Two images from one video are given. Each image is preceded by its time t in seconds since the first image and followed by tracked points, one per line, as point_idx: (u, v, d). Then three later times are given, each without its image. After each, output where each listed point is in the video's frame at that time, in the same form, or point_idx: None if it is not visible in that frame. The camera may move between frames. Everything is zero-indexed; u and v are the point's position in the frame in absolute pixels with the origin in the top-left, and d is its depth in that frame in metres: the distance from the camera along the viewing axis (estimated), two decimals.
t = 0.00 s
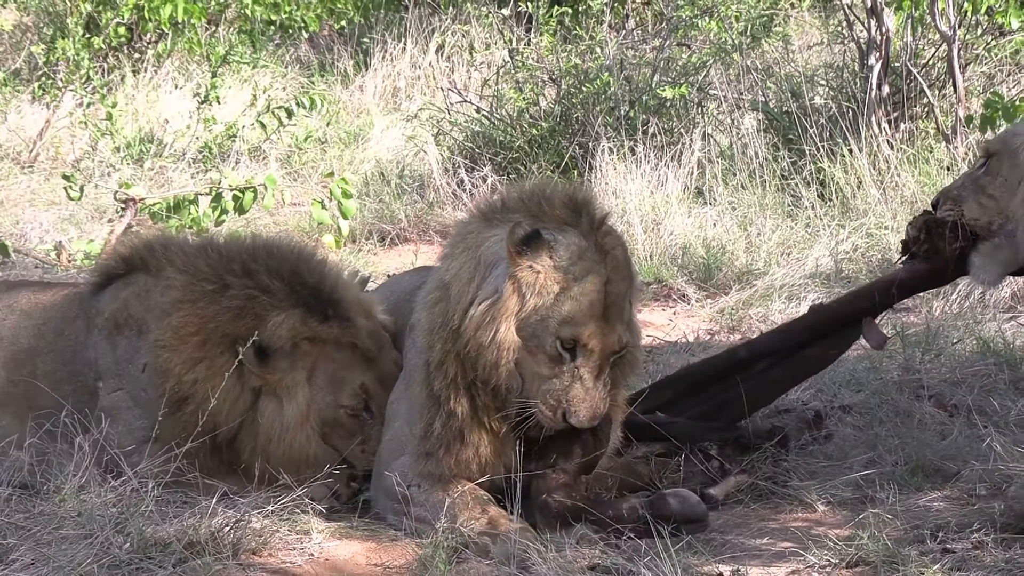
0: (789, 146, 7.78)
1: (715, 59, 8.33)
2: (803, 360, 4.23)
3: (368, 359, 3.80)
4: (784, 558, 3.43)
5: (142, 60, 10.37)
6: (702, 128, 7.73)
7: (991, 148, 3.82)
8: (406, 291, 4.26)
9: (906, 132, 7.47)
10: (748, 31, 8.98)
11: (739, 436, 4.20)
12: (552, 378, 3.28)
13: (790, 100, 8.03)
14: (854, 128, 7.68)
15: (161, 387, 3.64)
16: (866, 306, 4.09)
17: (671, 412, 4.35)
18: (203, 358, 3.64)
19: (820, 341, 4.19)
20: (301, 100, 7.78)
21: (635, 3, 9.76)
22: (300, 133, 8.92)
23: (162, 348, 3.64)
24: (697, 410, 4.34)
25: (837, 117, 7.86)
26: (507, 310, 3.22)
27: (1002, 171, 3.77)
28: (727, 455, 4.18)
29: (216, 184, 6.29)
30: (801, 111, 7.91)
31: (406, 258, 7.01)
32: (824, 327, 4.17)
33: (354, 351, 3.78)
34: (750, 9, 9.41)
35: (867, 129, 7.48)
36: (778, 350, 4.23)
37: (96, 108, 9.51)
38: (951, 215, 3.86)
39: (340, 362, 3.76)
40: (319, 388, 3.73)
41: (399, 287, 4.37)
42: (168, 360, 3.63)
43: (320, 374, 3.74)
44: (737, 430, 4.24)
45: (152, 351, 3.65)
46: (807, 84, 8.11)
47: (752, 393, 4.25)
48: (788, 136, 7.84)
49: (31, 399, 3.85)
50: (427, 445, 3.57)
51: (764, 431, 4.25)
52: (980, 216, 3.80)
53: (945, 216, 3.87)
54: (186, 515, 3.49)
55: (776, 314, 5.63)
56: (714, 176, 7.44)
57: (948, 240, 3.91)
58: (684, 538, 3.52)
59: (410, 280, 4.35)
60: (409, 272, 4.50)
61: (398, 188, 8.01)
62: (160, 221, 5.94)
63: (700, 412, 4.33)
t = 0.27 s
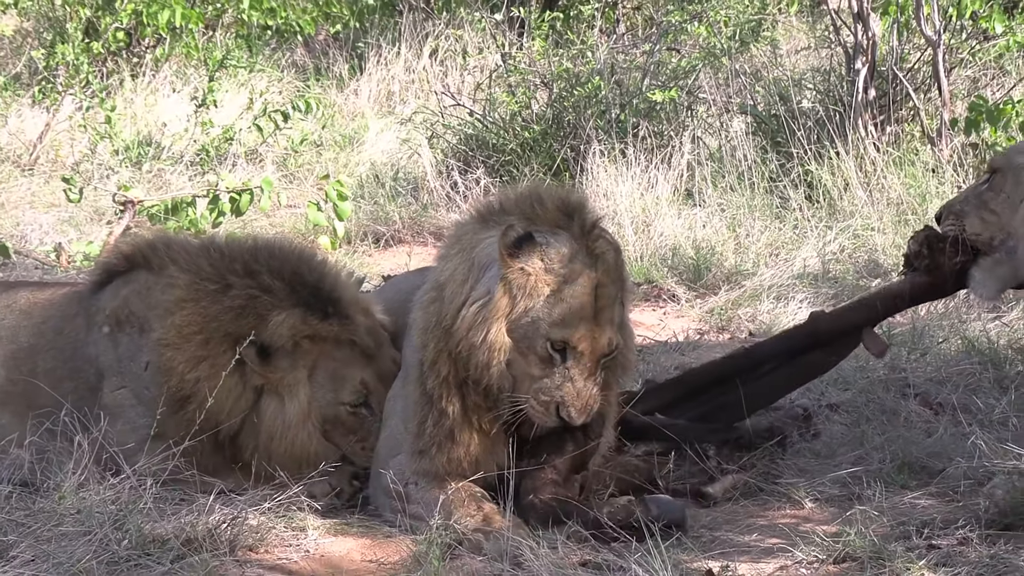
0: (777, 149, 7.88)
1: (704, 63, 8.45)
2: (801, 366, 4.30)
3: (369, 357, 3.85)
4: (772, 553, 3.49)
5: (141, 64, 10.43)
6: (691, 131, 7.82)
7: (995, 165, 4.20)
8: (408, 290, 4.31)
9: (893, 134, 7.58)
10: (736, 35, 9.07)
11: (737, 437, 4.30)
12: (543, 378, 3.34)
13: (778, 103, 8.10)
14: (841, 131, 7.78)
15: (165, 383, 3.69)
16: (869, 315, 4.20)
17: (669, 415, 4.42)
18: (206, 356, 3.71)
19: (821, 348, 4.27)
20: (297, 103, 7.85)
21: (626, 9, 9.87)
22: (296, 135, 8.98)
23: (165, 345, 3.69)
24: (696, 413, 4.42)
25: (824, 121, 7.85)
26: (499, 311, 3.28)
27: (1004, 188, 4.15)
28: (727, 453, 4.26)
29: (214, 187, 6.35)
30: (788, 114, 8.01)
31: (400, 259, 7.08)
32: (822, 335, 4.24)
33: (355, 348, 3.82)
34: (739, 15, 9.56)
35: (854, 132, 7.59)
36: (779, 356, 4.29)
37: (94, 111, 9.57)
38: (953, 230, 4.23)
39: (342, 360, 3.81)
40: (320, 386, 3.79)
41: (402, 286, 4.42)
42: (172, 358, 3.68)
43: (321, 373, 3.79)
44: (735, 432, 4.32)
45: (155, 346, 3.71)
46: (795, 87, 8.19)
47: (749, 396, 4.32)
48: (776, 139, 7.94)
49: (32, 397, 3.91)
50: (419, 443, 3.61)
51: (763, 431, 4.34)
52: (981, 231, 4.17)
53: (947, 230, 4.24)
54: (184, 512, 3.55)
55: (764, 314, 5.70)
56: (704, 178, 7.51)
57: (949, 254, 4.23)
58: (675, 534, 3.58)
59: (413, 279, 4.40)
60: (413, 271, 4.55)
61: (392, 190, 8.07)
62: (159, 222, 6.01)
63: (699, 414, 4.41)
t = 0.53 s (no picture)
0: (767, 152, 7.99)
1: (694, 67, 8.50)
2: (793, 372, 4.35)
3: (366, 357, 3.88)
4: (763, 550, 3.54)
5: (141, 68, 10.49)
6: (682, 134, 7.91)
7: (987, 180, 4.22)
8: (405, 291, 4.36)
9: (881, 138, 7.70)
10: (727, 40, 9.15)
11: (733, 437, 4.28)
12: (533, 377, 3.40)
13: (768, 107, 8.17)
14: (830, 134, 7.88)
15: (165, 383, 3.74)
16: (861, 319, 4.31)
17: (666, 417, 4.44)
18: (205, 356, 3.75)
19: (812, 355, 4.33)
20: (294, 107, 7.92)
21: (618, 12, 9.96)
22: (294, 138, 9.04)
23: (165, 346, 3.75)
24: (691, 415, 4.44)
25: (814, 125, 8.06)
26: (489, 311, 3.33)
27: (996, 204, 4.17)
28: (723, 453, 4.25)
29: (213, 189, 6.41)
30: (778, 117, 8.11)
31: (396, 260, 7.14)
32: (812, 341, 4.31)
33: (353, 347, 3.86)
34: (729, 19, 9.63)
35: (843, 135, 7.70)
36: (772, 363, 4.34)
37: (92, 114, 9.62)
38: (944, 243, 4.34)
39: (340, 360, 3.85)
40: (320, 386, 3.84)
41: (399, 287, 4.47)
42: (171, 358, 3.73)
43: (320, 373, 3.84)
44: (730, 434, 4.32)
45: (155, 347, 3.77)
46: (784, 92, 8.28)
47: (741, 402, 4.36)
48: (766, 142, 8.04)
49: (34, 398, 3.96)
50: (412, 442, 3.65)
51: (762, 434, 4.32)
52: (971, 244, 4.26)
53: (938, 243, 4.35)
54: (183, 510, 3.60)
55: (754, 314, 5.77)
56: (694, 181, 7.59)
57: (941, 265, 4.32)
58: (665, 532, 3.63)
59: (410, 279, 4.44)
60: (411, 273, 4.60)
61: (388, 193, 8.13)
62: (158, 224, 6.06)
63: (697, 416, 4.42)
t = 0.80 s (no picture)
0: (758, 155, 8.09)
1: (688, 72, 8.48)
2: (786, 374, 4.43)
3: (366, 356, 3.92)
4: (755, 547, 3.60)
5: (143, 73, 10.55)
6: (675, 138, 7.99)
7: (974, 187, 4.21)
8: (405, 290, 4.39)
9: (870, 142, 7.82)
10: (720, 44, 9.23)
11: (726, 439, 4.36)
12: (523, 374, 3.46)
13: (760, 111, 8.33)
14: (821, 138, 7.97)
15: (167, 382, 3.82)
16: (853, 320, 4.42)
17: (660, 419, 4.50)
18: (207, 355, 3.82)
19: (806, 357, 4.41)
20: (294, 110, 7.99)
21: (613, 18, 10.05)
22: (292, 141, 9.11)
23: (168, 344, 3.82)
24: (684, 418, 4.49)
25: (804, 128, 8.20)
26: (478, 308, 3.39)
27: (984, 211, 4.17)
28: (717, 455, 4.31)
29: (214, 191, 6.48)
30: (770, 122, 8.23)
31: (394, 262, 7.21)
32: (809, 341, 4.39)
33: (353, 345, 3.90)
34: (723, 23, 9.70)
35: (833, 139, 7.80)
36: (768, 365, 4.42)
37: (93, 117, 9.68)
38: (932, 249, 4.33)
39: (339, 359, 3.89)
40: (319, 384, 3.88)
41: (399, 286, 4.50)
42: (174, 357, 3.81)
43: (320, 372, 3.88)
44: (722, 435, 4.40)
45: (158, 346, 3.84)
46: (776, 96, 8.41)
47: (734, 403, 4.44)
48: (758, 146, 8.16)
49: (38, 396, 4.03)
50: (408, 439, 3.71)
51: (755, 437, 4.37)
52: (960, 250, 4.25)
53: (928, 249, 4.34)
54: (183, 507, 3.66)
55: (746, 315, 5.84)
56: (687, 183, 7.66)
57: (931, 271, 4.34)
58: (659, 529, 3.69)
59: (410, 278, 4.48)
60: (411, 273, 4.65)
61: (386, 195, 8.20)
62: (159, 226, 6.12)
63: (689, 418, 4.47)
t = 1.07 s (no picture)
0: (753, 158, 8.15)
1: (683, 76, 8.56)
2: (784, 374, 4.48)
3: (369, 354, 4.01)
4: (750, 544, 3.65)
5: (147, 77, 10.63)
6: (671, 140, 8.06)
7: (962, 189, 4.19)
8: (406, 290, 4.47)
9: (864, 145, 7.89)
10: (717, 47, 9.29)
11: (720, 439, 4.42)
12: (520, 373, 3.52)
13: (755, 114, 8.38)
14: (815, 141, 8.04)
15: (172, 380, 3.87)
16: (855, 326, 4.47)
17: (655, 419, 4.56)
18: (213, 353, 3.88)
19: (805, 356, 4.46)
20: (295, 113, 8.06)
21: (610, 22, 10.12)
22: (294, 144, 9.17)
23: (174, 342, 3.87)
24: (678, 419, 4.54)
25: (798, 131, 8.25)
26: (475, 309, 3.46)
27: (971, 212, 4.14)
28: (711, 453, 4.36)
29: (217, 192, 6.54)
30: (765, 125, 8.29)
31: (395, 263, 7.27)
32: (807, 340, 4.45)
33: (357, 343, 3.99)
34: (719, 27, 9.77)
35: (827, 142, 7.87)
36: (764, 365, 4.46)
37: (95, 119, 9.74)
38: (921, 251, 4.30)
39: (344, 356, 3.99)
40: (322, 382, 3.96)
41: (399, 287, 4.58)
42: (180, 355, 3.86)
43: (324, 370, 3.96)
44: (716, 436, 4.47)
45: (163, 344, 3.89)
46: (770, 99, 8.48)
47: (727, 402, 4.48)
48: (753, 148, 8.23)
49: (43, 394, 4.08)
50: (408, 438, 3.77)
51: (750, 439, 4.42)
52: (949, 251, 4.22)
53: (917, 251, 4.32)
54: (187, 504, 3.72)
55: (741, 315, 5.90)
56: (683, 186, 7.73)
57: (919, 274, 4.34)
58: (655, 526, 3.75)
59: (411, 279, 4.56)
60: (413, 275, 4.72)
61: (386, 197, 8.26)
62: (162, 227, 6.19)
63: (683, 420, 4.53)
